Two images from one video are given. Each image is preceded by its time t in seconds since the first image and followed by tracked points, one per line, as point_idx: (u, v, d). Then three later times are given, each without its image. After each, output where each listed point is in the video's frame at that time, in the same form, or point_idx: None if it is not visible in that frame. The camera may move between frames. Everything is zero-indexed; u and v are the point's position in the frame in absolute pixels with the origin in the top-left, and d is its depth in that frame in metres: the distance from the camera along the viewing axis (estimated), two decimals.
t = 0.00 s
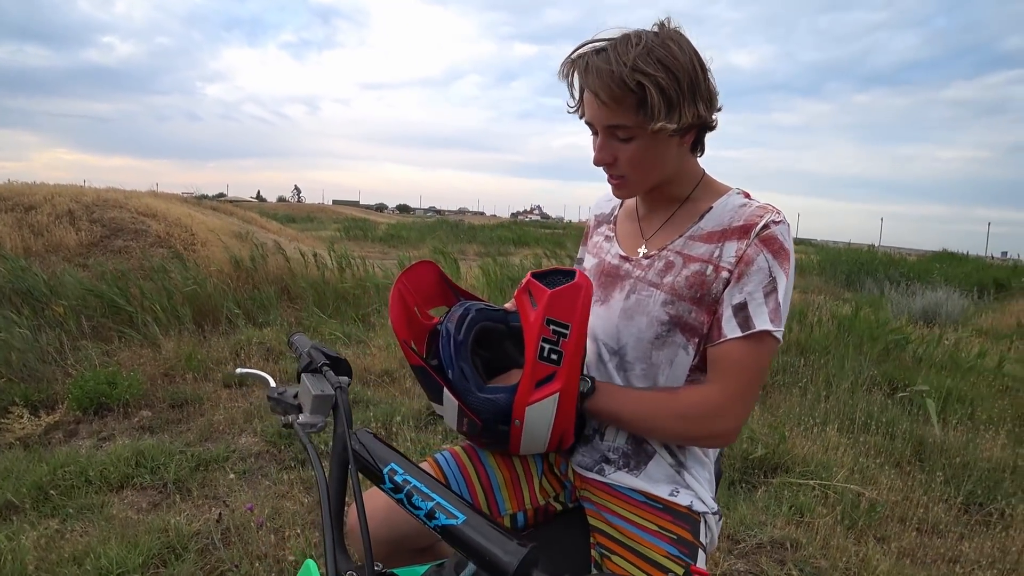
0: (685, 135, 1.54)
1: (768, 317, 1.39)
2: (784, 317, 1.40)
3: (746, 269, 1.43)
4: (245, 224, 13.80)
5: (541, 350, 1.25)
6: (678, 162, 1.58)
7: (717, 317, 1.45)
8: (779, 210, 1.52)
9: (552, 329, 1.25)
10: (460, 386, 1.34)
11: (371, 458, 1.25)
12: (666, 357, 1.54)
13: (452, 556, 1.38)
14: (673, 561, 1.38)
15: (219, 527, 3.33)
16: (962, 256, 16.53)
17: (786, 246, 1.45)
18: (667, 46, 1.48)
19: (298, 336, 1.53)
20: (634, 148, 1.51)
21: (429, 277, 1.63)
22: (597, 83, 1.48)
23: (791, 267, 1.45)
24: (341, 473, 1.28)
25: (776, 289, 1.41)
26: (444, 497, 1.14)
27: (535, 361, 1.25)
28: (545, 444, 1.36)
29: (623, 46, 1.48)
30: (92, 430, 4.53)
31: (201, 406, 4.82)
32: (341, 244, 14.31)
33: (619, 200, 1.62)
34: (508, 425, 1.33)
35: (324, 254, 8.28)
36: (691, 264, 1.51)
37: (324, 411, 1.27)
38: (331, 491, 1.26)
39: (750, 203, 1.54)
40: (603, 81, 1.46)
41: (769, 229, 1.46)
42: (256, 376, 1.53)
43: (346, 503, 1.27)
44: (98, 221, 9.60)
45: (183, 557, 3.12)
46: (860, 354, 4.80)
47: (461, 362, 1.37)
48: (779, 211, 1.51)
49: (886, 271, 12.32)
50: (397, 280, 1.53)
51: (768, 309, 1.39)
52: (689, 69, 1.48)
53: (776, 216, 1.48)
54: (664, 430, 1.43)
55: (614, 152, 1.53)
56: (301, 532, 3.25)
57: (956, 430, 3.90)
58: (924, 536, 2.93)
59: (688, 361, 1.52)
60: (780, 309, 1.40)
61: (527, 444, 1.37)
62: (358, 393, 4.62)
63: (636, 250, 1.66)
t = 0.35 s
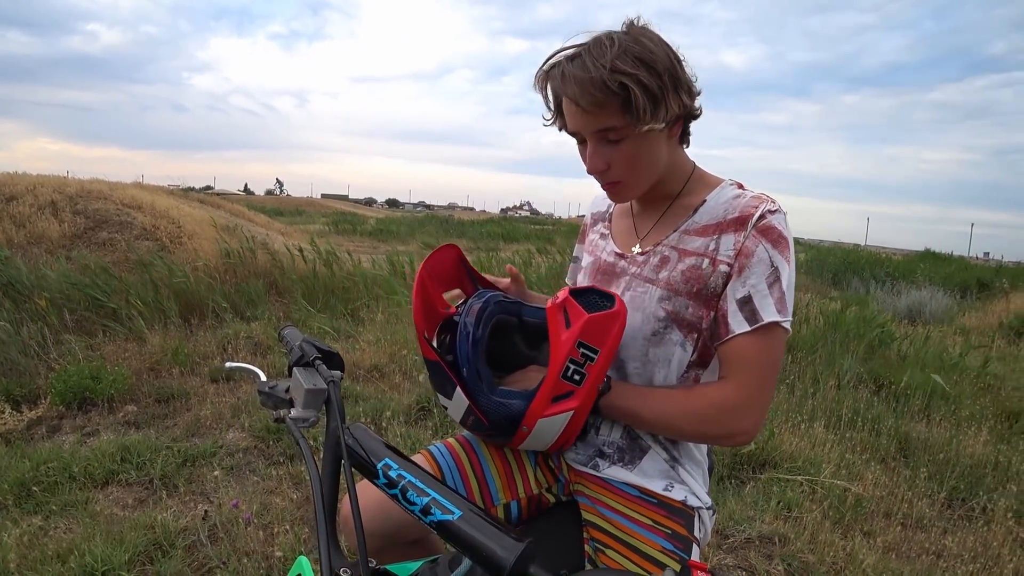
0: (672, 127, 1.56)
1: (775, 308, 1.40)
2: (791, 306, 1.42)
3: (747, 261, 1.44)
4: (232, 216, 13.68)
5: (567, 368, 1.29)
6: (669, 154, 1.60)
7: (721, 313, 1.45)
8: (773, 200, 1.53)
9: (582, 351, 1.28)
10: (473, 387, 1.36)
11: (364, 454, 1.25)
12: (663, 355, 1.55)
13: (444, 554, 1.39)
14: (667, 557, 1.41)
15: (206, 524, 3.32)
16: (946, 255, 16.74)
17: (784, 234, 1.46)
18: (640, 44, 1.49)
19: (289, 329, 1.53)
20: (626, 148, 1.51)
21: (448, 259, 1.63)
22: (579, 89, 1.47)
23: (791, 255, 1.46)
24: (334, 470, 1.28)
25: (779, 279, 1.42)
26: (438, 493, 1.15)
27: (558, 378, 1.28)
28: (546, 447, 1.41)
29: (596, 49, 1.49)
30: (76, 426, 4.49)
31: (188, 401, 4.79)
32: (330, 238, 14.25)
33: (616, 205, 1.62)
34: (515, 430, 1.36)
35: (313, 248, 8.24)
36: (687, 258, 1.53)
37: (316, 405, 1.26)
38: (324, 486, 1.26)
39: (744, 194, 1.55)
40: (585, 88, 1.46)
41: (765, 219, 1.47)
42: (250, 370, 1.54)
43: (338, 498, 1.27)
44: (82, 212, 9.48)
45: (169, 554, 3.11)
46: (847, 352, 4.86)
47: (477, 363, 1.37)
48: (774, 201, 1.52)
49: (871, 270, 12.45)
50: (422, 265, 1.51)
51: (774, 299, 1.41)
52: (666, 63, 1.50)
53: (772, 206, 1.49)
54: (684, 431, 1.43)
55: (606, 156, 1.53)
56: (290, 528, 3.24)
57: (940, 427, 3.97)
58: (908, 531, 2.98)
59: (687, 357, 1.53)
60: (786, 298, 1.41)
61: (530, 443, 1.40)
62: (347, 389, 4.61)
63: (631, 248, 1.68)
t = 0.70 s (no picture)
0: (659, 109, 1.61)
1: (770, 305, 1.40)
2: (787, 302, 1.41)
3: (743, 258, 1.44)
4: (228, 211, 13.64)
5: (567, 374, 1.29)
6: (661, 138, 1.63)
7: (716, 308, 1.46)
8: (770, 196, 1.53)
9: (583, 357, 1.27)
10: (472, 386, 1.41)
11: (362, 450, 1.26)
12: (661, 348, 1.56)
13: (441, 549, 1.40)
14: (659, 554, 1.41)
15: (201, 519, 3.32)
16: (940, 257, 16.83)
17: (781, 231, 1.46)
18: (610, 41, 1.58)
19: (287, 326, 1.53)
20: (627, 128, 1.52)
21: (450, 256, 1.64)
22: (569, 83, 1.50)
23: (787, 252, 1.46)
24: (331, 464, 1.28)
25: (776, 276, 1.42)
26: (437, 488, 1.16)
27: (559, 383, 1.29)
28: (541, 447, 1.44)
29: (574, 51, 1.55)
30: (70, 420, 4.48)
31: (183, 395, 4.78)
32: (326, 233, 14.22)
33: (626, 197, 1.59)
34: (513, 431, 1.39)
35: (309, 244, 8.22)
36: (684, 254, 1.53)
37: (314, 401, 1.27)
38: (322, 480, 1.27)
39: (741, 190, 1.55)
40: (573, 79, 1.50)
41: (761, 215, 1.47)
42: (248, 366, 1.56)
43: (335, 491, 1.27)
44: (76, 206, 9.43)
45: (165, 549, 3.11)
46: (841, 352, 4.89)
47: (478, 363, 1.41)
48: (770, 197, 1.52)
49: (866, 270, 12.51)
50: (424, 265, 1.52)
51: (769, 296, 1.40)
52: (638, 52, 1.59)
53: (768, 203, 1.49)
54: (676, 429, 1.45)
55: (610, 142, 1.52)
56: (285, 524, 3.25)
57: (933, 427, 4.00)
58: (901, 530, 3.01)
59: (684, 353, 1.54)
60: (783, 295, 1.40)
61: (527, 442, 1.42)
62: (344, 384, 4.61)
63: (631, 243, 1.69)
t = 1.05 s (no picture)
0: (683, 116, 1.56)
1: (779, 321, 1.38)
2: (796, 319, 1.40)
3: (753, 271, 1.43)
4: (239, 211, 13.71)
5: (567, 378, 1.27)
6: (681, 146, 1.60)
7: (723, 321, 1.44)
8: (783, 210, 1.52)
9: (582, 360, 1.27)
10: (473, 400, 1.39)
11: (366, 456, 1.25)
12: (666, 359, 1.54)
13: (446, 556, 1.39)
14: (664, 563, 1.39)
15: (211, 521, 3.33)
16: (955, 258, 16.64)
17: (792, 246, 1.44)
18: (641, 39, 1.52)
19: (294, 332, 1.52)
20: (643, 138, 1.50)
21: (437, 268, 1.61)
22: (590, 85, 1.48)
23: (797, 268, 1.44)
24: (336, 471, 1.28)
25: (785, 292, 1.41)
26: (439, 495, 1.14)
27: (559, 388, 1.27)
28: (547, 454, 1.41)
29: (600, 48, 1.51)
30: (83, 419, 4.51)
31: (194, 396, 4.80)
32: (337, 233, 14.25)
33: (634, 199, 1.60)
34: (517, 441, 1.37)
35: (319, 244, 8.25)
36: (695, 264, 1.51)
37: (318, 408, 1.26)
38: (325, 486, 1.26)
39: (754, 203, 1.53)
40: (595, 82, 1.47)
41: (774, 229, 1.45)
42: (256, 374, 1.56)
43: (339, 497, 1.27)
44: (90, 206, 9.51)
45: (175, 550, 3.12)
46: (855, 355, 4.84)
47: (475, 375, 1.39)
48: (784, 211, 1.50)
49: (880, 272, 12.39)
50: (414, 279, 1.51)
51: (778, 312, 1.39)
52: (669, 54, 1.52)
53: (781, 217, 1.47)
54: (676, 437, 1.43)
55: (624, 149, 1.51)
56: (295, 526, 3.25)
57: (949, 432, 3.94)
58: (916, 538, 2.96)
59: (690, 365, 1.52)
60: (792, 312, 1.39)
61: (531, 451, 1.40)
62: (353, 386, 4.61)
63: (639, 250, 1.66)
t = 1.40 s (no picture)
0: (688, 120, 1.53)
1: (780, 325, 1.35)
2: (799, 324, 1.37)
3: (755, 275, 1.40)
4: (243, 214, 13.73)
5: (551, 370, 1.26)
6: (686, 150, 1.57)
7: (725, 325, 1.42)
8: (789, 214, 1.48)
9: (565, 350, 1.25)
10: (461, 398, 1.36)
11: (364, 463, 1.22)
12: (668, 362, 1.52)
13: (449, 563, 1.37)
14: (670, 570, 1.36)
15: (212, 525, 3.31)
16: (961, 259, 16.57)
17: (796, 250, 1.42)
18: (649, 39, 1.48)
19: (292, 335, 1.51)
20: (644, 141, 1.48)
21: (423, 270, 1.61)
22: (591, 87, 1.46)
23: (802, 273, 1.41)
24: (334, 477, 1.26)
25: (787, 296, 1.38)
26: (439, 505, 1.12)
27: (544, 380, 1.26)
28: (542, 452, 1.39)
29: (605, 49, 1.48)
30: (85, 423, 4.50)
31: (196, 399, 4.79)
32: (340, 236, 14.25)
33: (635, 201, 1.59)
34: (509, 437, 1.35)
35: (323, 247, 8.25)
36: (698, 267, 1.49)
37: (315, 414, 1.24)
38: (324, 495, 1.24)
39: (758, 206, 1.51)
40: (596, 86, 1.45)
41: (777, 232, 1.42)
42: (253, 377, 1.54)
43: (338, 503, 1.25)
44: (94, 209, 9.53)
45: (176, 554, 3.10)
46: (861, 358, 4.80)
47: (463, 373, 1.37)
48: (789, 215, 1.47)
49: (884, 273, 12.34)
50: (397, 280, 1.49)
51: (780, 316, 1.36)
52: (677, 56, 1.48)
53: (785, 221, 1.44)
54: (673, 442, 1.41)
55: (625, 151, 1.49)
56: (297, 531, 3.23)
57: (956, 436, 3.90)
58: (924, 543, 2.92)
59: (691, 368, 1.50)
60: (794, 315, 1.36)
61: (526, 450, 1.38)
62: (355, 389, 4.60)
63: (643, 253, 1.64)
